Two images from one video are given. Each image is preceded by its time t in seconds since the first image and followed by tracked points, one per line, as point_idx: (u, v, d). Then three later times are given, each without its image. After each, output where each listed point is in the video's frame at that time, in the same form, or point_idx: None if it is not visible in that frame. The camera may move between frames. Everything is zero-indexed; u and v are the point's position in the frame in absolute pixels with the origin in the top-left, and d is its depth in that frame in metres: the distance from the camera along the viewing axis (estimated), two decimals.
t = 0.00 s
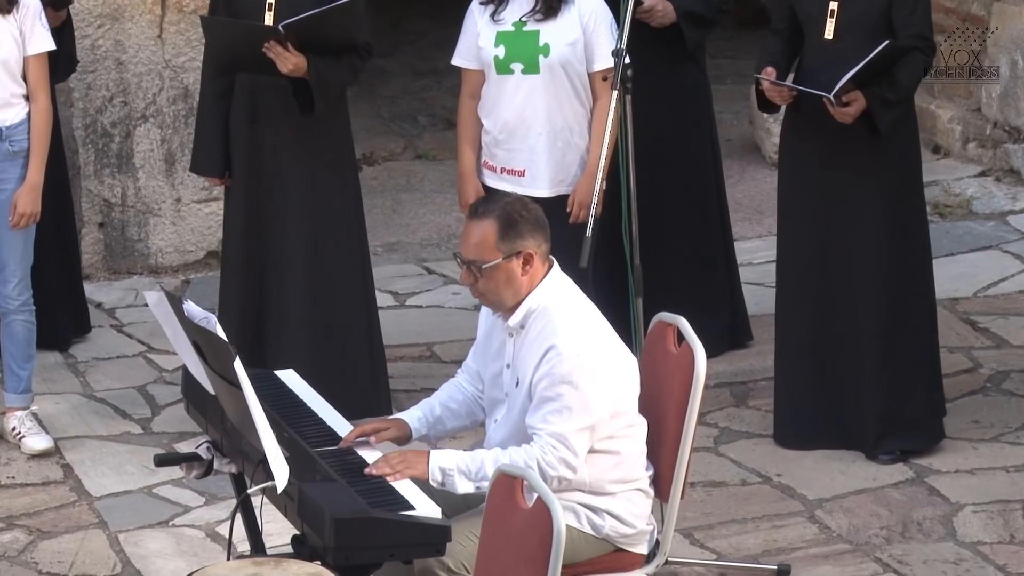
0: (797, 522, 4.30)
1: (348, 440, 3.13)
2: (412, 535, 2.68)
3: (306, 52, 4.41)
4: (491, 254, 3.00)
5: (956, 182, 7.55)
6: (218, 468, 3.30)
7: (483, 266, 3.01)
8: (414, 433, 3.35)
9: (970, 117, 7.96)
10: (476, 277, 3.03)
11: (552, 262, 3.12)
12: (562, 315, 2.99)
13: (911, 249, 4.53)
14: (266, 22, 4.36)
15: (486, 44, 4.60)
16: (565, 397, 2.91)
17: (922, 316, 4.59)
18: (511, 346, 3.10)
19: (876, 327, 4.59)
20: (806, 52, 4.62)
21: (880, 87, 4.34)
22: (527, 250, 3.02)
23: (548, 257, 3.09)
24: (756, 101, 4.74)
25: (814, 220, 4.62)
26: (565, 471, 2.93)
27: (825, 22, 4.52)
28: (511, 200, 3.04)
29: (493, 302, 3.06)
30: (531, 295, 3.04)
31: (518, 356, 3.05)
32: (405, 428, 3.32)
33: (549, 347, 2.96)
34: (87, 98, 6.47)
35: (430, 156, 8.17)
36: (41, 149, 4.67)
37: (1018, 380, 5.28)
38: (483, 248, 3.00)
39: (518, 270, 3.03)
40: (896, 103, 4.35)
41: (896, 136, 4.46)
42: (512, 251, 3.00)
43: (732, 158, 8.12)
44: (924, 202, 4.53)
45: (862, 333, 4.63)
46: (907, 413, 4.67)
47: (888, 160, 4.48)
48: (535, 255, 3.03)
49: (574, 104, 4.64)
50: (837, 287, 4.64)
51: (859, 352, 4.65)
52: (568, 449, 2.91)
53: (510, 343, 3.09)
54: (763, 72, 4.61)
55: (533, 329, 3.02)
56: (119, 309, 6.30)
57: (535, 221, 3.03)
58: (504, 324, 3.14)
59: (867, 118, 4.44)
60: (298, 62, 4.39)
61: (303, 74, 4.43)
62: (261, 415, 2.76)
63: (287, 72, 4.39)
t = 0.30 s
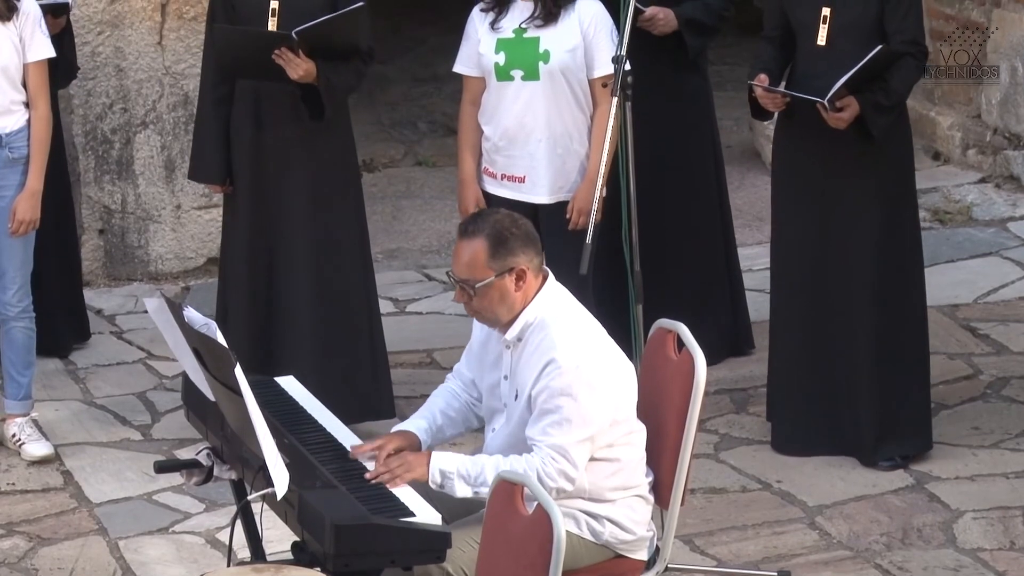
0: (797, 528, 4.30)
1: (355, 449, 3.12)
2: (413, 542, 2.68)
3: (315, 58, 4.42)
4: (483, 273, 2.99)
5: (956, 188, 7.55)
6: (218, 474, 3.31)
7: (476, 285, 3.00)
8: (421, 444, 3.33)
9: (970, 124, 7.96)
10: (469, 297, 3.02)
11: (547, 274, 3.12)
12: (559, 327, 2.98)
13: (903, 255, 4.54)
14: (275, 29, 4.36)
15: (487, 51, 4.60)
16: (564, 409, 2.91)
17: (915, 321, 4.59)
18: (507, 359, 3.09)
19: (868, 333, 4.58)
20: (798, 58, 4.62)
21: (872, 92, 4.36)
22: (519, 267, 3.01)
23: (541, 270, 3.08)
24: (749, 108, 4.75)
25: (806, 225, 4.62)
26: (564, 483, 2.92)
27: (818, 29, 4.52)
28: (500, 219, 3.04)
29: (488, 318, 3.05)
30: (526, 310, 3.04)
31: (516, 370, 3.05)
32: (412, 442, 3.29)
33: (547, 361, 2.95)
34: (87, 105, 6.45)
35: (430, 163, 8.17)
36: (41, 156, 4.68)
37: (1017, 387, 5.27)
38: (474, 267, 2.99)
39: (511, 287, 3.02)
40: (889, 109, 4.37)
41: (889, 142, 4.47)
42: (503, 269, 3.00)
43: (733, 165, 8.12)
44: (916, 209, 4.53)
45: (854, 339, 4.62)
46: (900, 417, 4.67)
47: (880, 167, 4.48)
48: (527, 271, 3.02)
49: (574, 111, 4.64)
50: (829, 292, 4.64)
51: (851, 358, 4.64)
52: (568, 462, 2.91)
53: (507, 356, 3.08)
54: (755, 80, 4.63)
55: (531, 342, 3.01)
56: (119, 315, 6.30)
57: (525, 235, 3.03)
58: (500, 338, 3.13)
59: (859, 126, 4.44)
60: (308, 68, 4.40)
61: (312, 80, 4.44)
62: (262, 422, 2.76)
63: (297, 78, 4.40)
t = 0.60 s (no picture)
0: (798, 541, 4.29)
1: (355, 465, 3.10)
2: (413, 554, 2.68)
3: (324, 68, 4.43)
4: (489, 282, 2.98)
5: (957, 201, 7.55)
6: (219, 487, 3.30)
7: (481, 293, 2.99)
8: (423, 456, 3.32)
9: (971, 136, 7.95)
10: (473, 305, 3.00)
11: (550, 287, 3.11)
12: (561, 339, 2.99)
13: (901, 266, 4.54)
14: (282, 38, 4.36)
15: (490, 62, 4.62)
16: (566, 421, 2.91)
17: (911, 331, 4.60)
18: (510, 370, 3.10)
19: (866, 343, 4.58)
20: (795, 69, 4.62)
21: (871, 104, 4.37)
22: (524, 277, 3.00)
23: (544, 281, 3.07)
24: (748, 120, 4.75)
25: (804, 235, 4.63)
26: (565, 495, 2.92)
27: (816, 40, 4.52)
28: (507, 228, 3.03)
29: (490, 329, 3.04)
30: (529, 321, 3.04)
31: (518, 381, 3.05)
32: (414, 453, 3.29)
33: (551, 373, 2.96)
34: (87, 117, 6.42)
35: (431, 175, 8.17)
36: (42, 168, 4.68)
37: (1019, 400, 5.27)
38: (479, 276, 2.98)
39: (514, 297, 3.01)
40: (887, 119, 4.38)
41: (887, 153, 4.48)
42: (509, 279, 2.99)
43: (733, 177, 8.11)
44: (914, 219, 4.54)
45: (852, 350, 4.62)
46: (897, 427, 4.67)
47: (878, 178, 4.48)
48: (532, 282, 3.02)
49: (577, 123, 4.64)
50: (828, 303, 4.64)
51: (851, 370, 4.64)
52: (569, 475, 2.91)
53: (509, 366, 3.09)
54: (754, 91, 4.63)
55: (534, 353, 3.01)
56: (119, 328, 6.28)
57: (531, 246, 3.02)
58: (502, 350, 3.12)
59: (859, 136, 4.45)
60: (317, 78, 4.41)
61: (319, 90, 4.45)
62: (262, 435, 2.76)
63: (304, 88, 4.41)
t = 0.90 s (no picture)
0: (800, 559, 4.29)
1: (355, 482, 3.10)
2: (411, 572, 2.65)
3: (322, 85, 4.43)
4: (505, 281, 3.01)
5: (957, 219, 7.55)
6: (220, 506, 3.26)
7: (495, 293, 3.02)
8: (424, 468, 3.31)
9: (971, 154, 7.95)
10: (486, 304, 3.04)
11: (563, 298, 3.14)
12: (571, 348, 3.00)
13: (905, 283, 4.55)
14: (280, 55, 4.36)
15: (493, 80, 4.64)
16: (569, 427, 2.93)
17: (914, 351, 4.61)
18: (516, 379, 3.11)
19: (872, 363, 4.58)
20: (799, 88, 4.63)
21: (875, 120, 4.38)
22: (539, 281, 3.03)
23: (558, 292, 3.09)
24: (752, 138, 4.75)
25: (809, 254, 4.62)
26: (564, 502, 2.93)
27: (821, 58, 4.53)
28: (529, 231, 3.07)
29: (501, 331, 3.06)
30: (540, 327, 3.06)
31: (524, 389, 3.07)
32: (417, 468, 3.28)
33: (558, 378, 2.98)
34: (88, 135, 6.31)
35: (432, 194, 8.17)
36: (44, 187, 4.69)
37: (1019, 418, 5.26)
38: (496, 275, 3.01)
39: (528, 301, 3.03)
40: (891, 137, 4.40)
41: (892, 169, 4.49)
42: (526, 281, 3.01)
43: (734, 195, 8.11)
44: (917, 236, 4.55)
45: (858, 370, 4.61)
46: (902, 447, 4.67)
47: (883, 194, 4.49)
48: (547, 287, 3.05)
49: (580, 141, 4.65)
50: (835, 320, 4.64)
51: (855, 387, 4.64)
52: (569, 481, 2.92)
53: (515, 376, 3.11)
54: (758, 109, 4.59)
55: (542, 360, 3.03)
56: (120, 346, 6.21)
57: (550, 252, 3.05)
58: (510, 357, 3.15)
59: (863, 154, 4.46)
60: (316, 95, 4.40)
61: (317, 106, 4.45)
62: (261, 450, 2.76)
63: (303, 104, 4.40)
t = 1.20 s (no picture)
0: None
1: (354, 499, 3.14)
2: None
3: (316, 108, 4.43)
4: (518, 289, 3.09)
5: (960, 243, 7.54)
6: (222, 530, 3.28)
7: (506, 301, 3.10)
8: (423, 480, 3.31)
9: (973, 178, 7.93)
10: (497, 312, 3.12)
11: (574, 317, 3.22)
12: (579, 364, 3.08)
13: (914, 307, 4.55)
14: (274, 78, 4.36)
15: (499, 103, 4.65)
16: (575, 441, 3.00)
17: (920, 378, 4.60)
18: (523, 396, 3.19)
19: (880, 389, 4.57)
20: (809, 112, 4.63)
21: (885, 144, 4.40)
22: (552, 293, 3.11)
23: (569, 309, 3.18)
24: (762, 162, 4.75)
25: (817, 278, 4.62)
26: (570, 517, 3.01)
27: (832, 81, 4.53)
28: (548, 244, 3.16)
29: (510, 341, 3.14)
30: (549, 342, 3.13)
31: (531, 405, 3.14)
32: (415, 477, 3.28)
33: (566, 393, 3.05)
34: (91, 160, 6.25)
35: (434, 218, 8.17)
36: (49, 211, 4.69)
37: (1023, 442, 5.25)
38: (510, 283, 3.09)
39: (539, 312, 3.11)
40: (902, 161, 4.41)
41: (900, 194, 4.49)
42: (538, 291, 3.09)
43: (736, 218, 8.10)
44: (926, 260, 4.55)
45: (864, 395, 4.61)
46: (907, 473, 4.67)
47: (894, 218, 4.50)
48: (559, 301, 3.12)
49: (584, 167, 4.65)
50: (847, 342, 4.62)
51: (863, 411, 4.63)
52: (574, 495, 3.00)
53: (523, 395, 3.19)
54: (768, 131, 4.62)
55: (549, 377, 3.11)
56: (122, 369, 6.18)
57: (564, 267, 3.13)
58: (519, 373, 3.23)
59: (874, 177, 4.46)
60: (307, 117, 4.39)
61: (309, 130, 4.44)
62: (263, 473, 2.78)
63: (295, 127, 4.39)
